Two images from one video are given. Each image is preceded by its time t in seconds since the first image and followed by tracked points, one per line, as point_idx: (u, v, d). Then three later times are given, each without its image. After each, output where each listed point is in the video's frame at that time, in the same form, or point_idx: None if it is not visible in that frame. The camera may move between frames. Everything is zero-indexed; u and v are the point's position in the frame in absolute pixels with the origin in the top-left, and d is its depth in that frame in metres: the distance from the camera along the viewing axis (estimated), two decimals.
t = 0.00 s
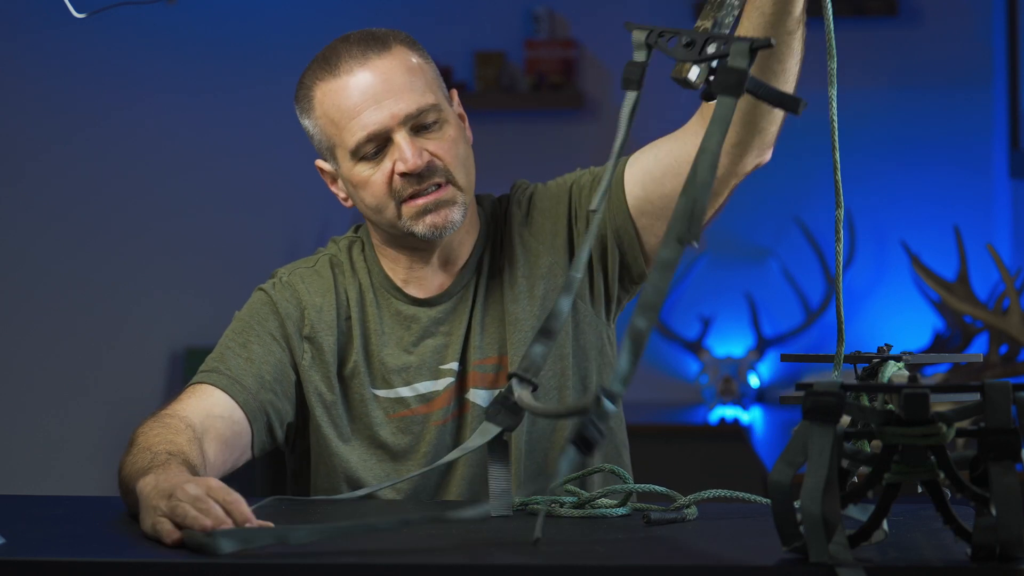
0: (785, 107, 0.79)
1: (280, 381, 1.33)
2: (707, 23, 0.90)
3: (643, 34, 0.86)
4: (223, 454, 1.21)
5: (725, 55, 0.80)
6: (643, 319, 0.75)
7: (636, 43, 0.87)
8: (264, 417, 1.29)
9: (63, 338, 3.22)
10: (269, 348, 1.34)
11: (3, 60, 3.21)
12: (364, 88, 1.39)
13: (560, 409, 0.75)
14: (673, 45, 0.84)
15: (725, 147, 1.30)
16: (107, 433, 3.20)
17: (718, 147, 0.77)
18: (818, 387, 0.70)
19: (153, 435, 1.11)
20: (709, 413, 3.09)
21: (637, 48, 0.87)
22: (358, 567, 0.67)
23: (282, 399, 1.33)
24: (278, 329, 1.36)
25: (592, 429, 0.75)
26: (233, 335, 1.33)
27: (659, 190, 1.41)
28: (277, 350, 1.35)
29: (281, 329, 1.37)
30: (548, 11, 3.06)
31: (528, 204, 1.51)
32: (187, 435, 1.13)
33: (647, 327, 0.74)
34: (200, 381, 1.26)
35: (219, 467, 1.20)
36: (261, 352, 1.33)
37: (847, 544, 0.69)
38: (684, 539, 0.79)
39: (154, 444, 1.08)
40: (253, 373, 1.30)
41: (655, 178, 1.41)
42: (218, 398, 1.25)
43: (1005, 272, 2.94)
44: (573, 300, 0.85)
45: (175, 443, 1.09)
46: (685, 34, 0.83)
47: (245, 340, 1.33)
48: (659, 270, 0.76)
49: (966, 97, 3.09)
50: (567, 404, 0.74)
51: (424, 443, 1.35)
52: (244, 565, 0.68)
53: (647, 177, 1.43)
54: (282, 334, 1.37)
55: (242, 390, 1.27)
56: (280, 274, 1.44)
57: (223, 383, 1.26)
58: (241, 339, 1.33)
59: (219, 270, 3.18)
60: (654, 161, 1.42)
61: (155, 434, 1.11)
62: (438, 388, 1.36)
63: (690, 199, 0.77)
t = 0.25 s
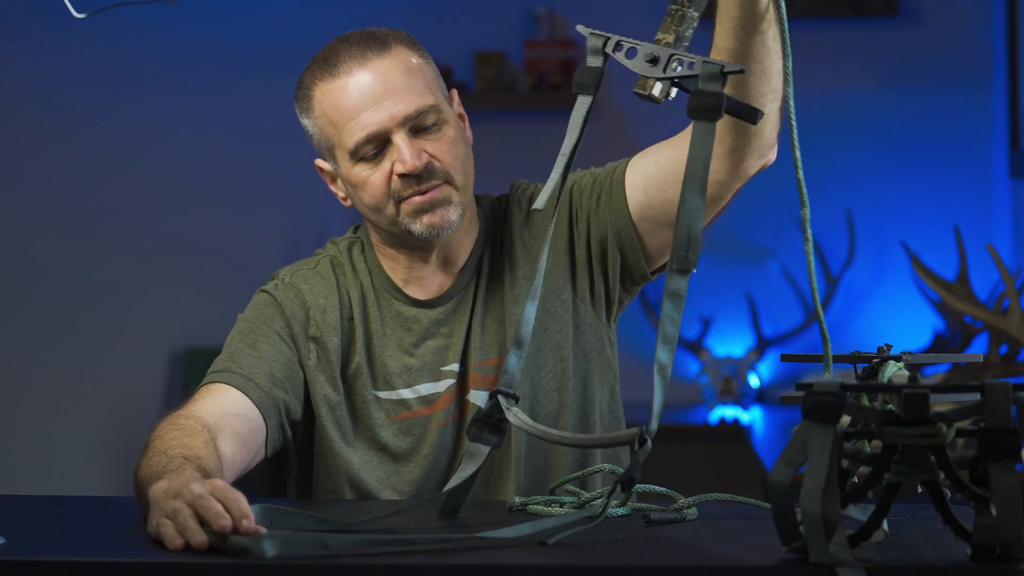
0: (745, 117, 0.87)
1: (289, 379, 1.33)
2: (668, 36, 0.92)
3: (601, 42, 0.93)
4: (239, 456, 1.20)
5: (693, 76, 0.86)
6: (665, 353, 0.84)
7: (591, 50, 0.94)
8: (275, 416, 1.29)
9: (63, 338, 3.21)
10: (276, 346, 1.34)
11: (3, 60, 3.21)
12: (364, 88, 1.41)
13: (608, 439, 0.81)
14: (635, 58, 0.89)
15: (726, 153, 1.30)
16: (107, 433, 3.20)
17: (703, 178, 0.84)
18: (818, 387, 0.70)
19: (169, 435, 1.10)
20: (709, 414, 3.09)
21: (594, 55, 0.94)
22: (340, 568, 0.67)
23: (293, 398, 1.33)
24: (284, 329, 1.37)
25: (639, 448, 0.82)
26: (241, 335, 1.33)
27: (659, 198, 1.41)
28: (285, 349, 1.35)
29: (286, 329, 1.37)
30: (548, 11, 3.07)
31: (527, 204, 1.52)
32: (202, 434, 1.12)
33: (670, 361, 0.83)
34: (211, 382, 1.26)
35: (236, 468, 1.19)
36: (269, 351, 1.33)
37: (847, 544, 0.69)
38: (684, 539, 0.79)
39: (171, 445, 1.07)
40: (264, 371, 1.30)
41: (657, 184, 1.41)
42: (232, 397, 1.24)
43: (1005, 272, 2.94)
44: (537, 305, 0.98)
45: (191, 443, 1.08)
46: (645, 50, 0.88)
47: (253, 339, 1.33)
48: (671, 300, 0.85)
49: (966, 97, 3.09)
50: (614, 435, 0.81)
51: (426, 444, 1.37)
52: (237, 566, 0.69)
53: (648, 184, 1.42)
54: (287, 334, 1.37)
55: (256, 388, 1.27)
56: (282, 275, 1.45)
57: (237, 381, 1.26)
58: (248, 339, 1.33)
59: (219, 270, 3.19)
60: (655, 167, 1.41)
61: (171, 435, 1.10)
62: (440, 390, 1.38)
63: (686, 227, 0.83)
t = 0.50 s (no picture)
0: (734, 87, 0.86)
1: (290, 380, 1.34)
2: (658, 6, 0.91)
3: (585, 16, 0.89)
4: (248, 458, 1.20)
5: (689, 45, 0.84)
6: (659, 321, 0.82)
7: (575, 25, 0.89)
8: (279, 417, 1.29)
9: (63, 338, 3.21)
10: (276, 347, 1.34)
11: (4, 60, 3.21)
12: (362, 94, 1.41)
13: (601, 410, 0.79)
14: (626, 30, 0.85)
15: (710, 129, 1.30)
16: (107, 433, 3.20)
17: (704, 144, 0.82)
18: (818, 387, 0.70)
19: (179, 438, 1.09)
20: (709, 414, 3.09)
21: (577, 31, 0.89)
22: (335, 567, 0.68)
23: (294, 398, 1.34)
24: (283, 330, 1.37)
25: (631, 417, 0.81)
26: (239, 339, 1.33)
27: (644, 181, 1.40)
28: (284, 350, 1.35)
29: (284, 331, 1.37)
30: (548, 11, 3.07)
31: (518, 199, 1.52)
32: (211, 434, 1.11)
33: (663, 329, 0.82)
34: (216, 384, 1.26)
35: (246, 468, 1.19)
36: (269, 352, 1.33)
37: (847, 544, 0.69)
38: (685, 539, 0.79)
39: (174, 447, 1.06)
40: (265, 372, 1.30)
41: (642, 169, 1.40)
42: (239, 398, 1.24)
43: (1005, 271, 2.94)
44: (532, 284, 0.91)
45: (198, 445, 1.08)
46: (637, 20, 0.85)
47: (253, 342, 1.33)
48: (666, 266, 0.82)
49: (966, 97, 3.09)
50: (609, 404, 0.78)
51: (424, 443, 1.37)
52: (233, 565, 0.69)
53: (633, 168, 1.41)
54: (286, 336, 1.37)
55: (260, 390, 1.27)
56: (277, 279, 1.46)
57: (240, 382, 1.26)
58: (248, 342, 1.33)
59: (219, 270, 3.19)
60: (639, 153, 1.40)
61: (177, 437, 1.09)
62: (436, 389, 1.38)
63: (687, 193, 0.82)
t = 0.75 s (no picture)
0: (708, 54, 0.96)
1: (297, 380, 1.34)
2: None
3: None
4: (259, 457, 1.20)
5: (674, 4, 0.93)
6: (650, 280, 0.92)
7: None
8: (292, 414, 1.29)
9: (63, 338, 3.21)
10: (279, 348, 1.35)
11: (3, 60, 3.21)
12: (355, 98, 1.42)
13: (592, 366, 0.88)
14: None
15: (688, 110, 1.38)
16: (107, 433, 3.20)
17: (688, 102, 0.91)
18: (818, 387, 0.70)
19: (194, 440, 1.09)
20: (709, 413, 3.09)
21: None
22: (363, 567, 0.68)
23: (300, 397, 1.34)
24: (283, 333, 1.37)
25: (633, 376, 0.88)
26: (241, 343, 1.33)
27: (625, 167, 1.46)
28: (286, 352, 1.36)
29: (285, 334, 1.38)
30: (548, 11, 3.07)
31: (504, 196, 1.58)
32: (224, 434, 1.11)
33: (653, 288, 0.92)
34: (226, 387, 1.25)
35: (264, 466, 1.19)
36: (274, 353, 1.33)
37: (847, 545, 0.69)
38: (685, 539, 0.79)
39: (187, 450, 1.06)
40: (273, 372, 1.30)
41: (622, 155, 1.46)
42: (252, 397, 1.24)
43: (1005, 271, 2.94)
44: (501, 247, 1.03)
45: (212, 445, 1.07)
46: None
47: (255, 344, 1.33)
48: (656, 226, 0.92)
49: (966, 97, 3.09)
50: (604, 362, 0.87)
51: (422, 442, 1.39)
52: (275, 565, 0.70)
53: (613, 157, 1.48)
54: (288, 338, 1.37)
55: (272, 388, 1.27)
56: (271, 285, 1.46)
57: (253, 383, 1.26)
58: (251, 345, 1.33)
59: (219, 270, 3.19)
60: (620, 139, 1.46)
61: (190, 439, 1.09)
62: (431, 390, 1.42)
63: (672, 148, 0.91)
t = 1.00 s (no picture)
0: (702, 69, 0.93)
1: (292, 385, 1.35)
2: None
3: None
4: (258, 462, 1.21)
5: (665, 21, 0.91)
6: (655, 301, 0.89)
7: None
8: (287, 418, 1.30)
9: (64, 338, 3.22)
10: (273, 352, 1.35)
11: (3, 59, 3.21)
12: (356, 77, 1.49)
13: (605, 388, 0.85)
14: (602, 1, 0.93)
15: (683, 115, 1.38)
16: (106, 433, 3.20)
17: (681, 125, 0.91)
18: (818, 387, 0.70)
19: (194, 442, 1.09)
20: (709, 413, 3.07)
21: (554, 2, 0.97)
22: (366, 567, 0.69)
23: (295, 400, 1.34)
24: (277, 337, 1.38)
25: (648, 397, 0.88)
26: (235, 348, 1.33)
27: (618, 170, 1.45)
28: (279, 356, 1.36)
29: (279, 338, 1.39)
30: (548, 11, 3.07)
31: (495, 199, 1.57)
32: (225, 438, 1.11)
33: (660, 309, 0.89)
34: (221, 390, 1.25)
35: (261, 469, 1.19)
36: (268, 357, 1.34)
37: (847, 544, 0.69)
38: (685, 539, 0.79)
39: (188, 451, 1.06)
40: (268, 375, 1.30)
41: (616, 159, 1.45)
42: (249, 401, 1.24)
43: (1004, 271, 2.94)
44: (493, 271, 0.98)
45: (213, 448, 1.08)
46: None
47: (248, 349, 1.33)
48: (658, 247, 0.90)
49: (966, 98, 3.09)
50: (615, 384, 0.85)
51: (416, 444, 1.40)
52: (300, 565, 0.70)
53: (607, 160, 1.46)
54: (281, 343, 1.38)
55: (267, 392, 1.27)
56: (262, 291, 1.47)
57: (249, 387, 1.26)
58: (245, 351, 1.33)
59: (219, 270, 3.19)
60: (613, 143, 1.45)
61: (191, 441, 1.09)
62: (426, 390, 1.42)
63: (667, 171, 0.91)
